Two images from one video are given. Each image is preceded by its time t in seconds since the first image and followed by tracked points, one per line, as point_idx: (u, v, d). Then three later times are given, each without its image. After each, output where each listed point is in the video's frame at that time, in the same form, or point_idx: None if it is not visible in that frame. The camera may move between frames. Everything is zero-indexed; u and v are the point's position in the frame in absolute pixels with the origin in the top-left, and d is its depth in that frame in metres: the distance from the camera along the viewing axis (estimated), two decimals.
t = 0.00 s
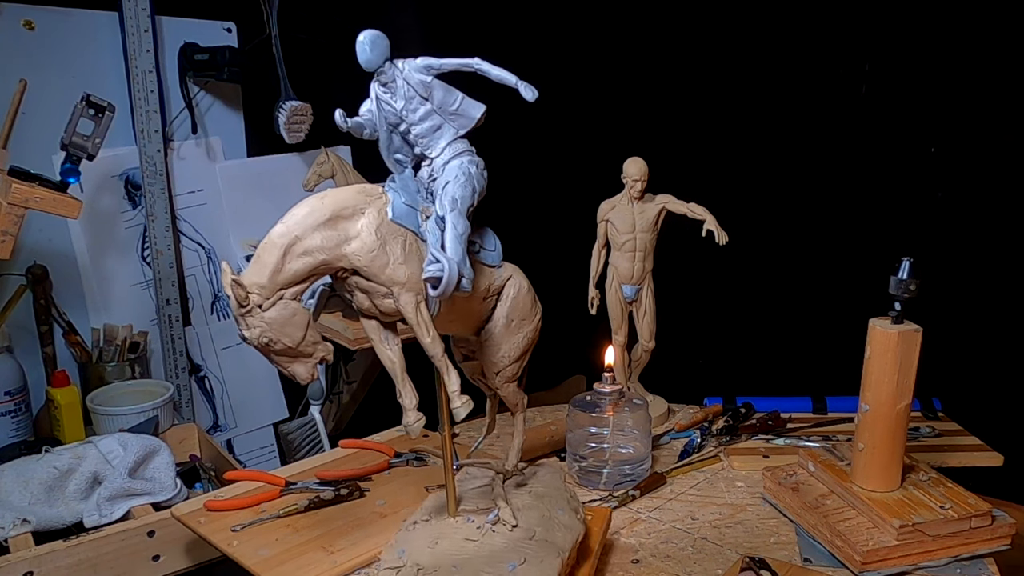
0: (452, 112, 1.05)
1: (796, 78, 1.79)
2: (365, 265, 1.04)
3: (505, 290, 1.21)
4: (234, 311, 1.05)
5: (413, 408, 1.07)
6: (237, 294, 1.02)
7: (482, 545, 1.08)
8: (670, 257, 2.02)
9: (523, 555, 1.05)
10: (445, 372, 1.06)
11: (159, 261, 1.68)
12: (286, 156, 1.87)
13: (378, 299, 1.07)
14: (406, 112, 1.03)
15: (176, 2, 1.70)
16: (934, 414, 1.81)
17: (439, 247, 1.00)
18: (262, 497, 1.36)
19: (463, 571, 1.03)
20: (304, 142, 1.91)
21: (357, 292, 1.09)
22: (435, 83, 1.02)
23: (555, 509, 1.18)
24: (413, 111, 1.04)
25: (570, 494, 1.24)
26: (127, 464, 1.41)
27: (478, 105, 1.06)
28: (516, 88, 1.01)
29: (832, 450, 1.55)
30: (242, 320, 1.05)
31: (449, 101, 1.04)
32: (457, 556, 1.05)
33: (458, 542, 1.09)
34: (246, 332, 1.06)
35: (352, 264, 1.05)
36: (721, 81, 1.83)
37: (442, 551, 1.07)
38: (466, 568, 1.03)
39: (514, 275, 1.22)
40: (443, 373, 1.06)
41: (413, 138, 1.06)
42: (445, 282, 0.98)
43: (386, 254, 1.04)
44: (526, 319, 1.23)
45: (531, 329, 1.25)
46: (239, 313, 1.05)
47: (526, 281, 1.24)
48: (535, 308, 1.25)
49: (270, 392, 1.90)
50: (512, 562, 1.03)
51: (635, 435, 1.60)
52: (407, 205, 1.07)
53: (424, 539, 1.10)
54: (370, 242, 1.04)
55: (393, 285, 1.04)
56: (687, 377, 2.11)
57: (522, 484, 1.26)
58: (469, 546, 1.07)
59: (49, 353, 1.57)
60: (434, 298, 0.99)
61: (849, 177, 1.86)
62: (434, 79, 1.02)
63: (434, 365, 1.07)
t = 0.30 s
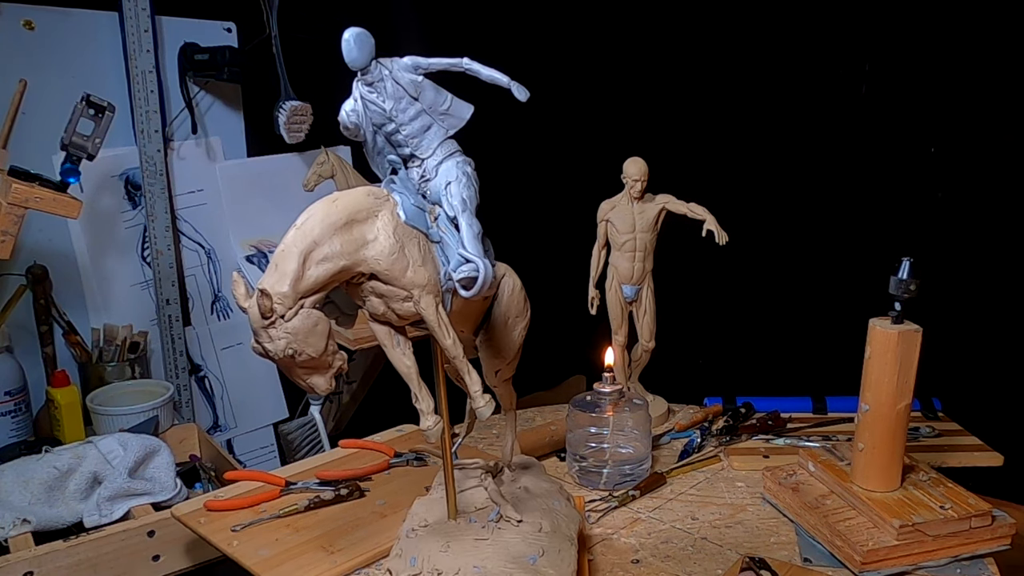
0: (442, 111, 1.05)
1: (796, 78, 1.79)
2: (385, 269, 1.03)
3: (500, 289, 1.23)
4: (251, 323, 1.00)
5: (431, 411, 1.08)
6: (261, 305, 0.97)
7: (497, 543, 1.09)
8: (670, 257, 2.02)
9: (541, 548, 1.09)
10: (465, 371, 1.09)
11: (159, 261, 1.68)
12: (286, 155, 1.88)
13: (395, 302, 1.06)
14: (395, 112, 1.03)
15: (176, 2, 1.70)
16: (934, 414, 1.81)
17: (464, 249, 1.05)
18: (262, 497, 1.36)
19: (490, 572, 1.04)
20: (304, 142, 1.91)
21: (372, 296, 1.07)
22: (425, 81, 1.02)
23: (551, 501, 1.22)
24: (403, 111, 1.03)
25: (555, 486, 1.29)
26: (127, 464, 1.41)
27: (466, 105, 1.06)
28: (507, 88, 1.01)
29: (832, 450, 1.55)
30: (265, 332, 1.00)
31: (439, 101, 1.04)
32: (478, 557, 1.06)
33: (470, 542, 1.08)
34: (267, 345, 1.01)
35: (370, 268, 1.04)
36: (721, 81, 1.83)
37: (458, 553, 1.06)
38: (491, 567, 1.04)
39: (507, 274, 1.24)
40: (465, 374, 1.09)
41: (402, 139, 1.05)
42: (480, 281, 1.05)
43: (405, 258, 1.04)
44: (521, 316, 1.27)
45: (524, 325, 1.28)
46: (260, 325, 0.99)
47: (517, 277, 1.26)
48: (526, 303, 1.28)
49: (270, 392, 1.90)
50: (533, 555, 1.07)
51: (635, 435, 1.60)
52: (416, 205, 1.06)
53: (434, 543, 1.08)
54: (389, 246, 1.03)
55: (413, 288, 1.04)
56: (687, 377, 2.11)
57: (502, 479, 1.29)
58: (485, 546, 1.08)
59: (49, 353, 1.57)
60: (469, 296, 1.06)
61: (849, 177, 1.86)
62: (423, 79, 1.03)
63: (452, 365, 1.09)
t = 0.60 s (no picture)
0: (442, 112, 1.05)
1: (796, 78, 1.79)
2: (386, 269, 1.02)
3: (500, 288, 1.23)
4: (253, 324, 0.99)
5: (431, 412, 1.07)
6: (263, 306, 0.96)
7: (498, 543, 1.09)
8: (670, 257, 2.02)
9: (543, 547, 1.09)
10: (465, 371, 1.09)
11: (159, 261, 1.68)
12: (286, 155, 1.88)
13: (396, 303, 1.05)
14: (395, 112, 1.03)
15: (176, 2, 1.69)
16: (934, 414, 1.81)
17: (465, 249, 1.05)
18: (262, 497, 1.36)
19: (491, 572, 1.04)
20: (303, 142, 1.91)
21: (374, 297, 1.06)
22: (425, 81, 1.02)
23: (551, 501, 1.22)
24: (403, 111, 1.03)
25: (555, 485, 1.29)
26: (127, 464, 1.41)
27: (466, 105, 1.07)
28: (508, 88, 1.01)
29: (832, 450, 1.55)
30: (267, 333, 0.99)
31: (439, 101, 1.05)
32: (479, 556, 1.06)
33: (471, 542, 1.08)
34: (270, 346, 1.00)
35: (371, 269, 1.03)
36: (720, 81, 1.83)
37: (459, 553, 1.06)
38: (492, 567, 1.04)
39: (507, 275, 1.23)
40: (465, 373, 1.08)
41: (402, 139, 1.05)
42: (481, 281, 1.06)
43: (406, 257, 1.03)
44: (520, 316, 1.26)
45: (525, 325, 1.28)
46: (262, 325, 0.98)
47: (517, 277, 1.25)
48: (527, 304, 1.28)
49: (270, 392, 1.90)
50: (535, 555, 1.07)
51: (635, 436, 1.60)
52: (416, 205, 1.06)
53: (434, 542, 1.08)
54: (390, 246, 1.02)
55: (414, 289, 1.03)
56: (687, 377, 2.11)
57: (502, 478, 1.28)
58: (486, 546, 1.08)
59: (49, 353, 1.57)
60: (470, 296, 1.06)
61: (849, 177, 1.86)
62: (423, 79, 1.03)
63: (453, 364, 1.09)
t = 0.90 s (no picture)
0: (437, 111, 1.05)
1: (796, 78, 1.79)
2: (398, 271, 1.02)
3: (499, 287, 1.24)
4: (269, 331, 0.96)
5: (442, 414, 1.07)
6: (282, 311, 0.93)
7: (503, 542, 1.09)
8: (670, 257, 2.02)
9: (549, 542, 1.10)
10: (475, 371, 1.08)
11: (159, 260, 1.69)
12: (286, 156, 1.88)
13: (408, 305, 1.05)
14: (390, 112, 1.03)
15: (176, 2, 1.69)
16: (934, 414, 1.81)
17: (477, 249, 1.03)
18: (262, 497, 1.36)
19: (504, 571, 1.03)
20: (303, 142, 1.91)
21: (384, 299, 1.06)
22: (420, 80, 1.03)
23: (549, 497, 1.22)
24: (398, 111, 1.03)
25: (549, 483, 1.29)
26: (127, 464, 1.41)
27: (460, 105, 1.07)
28: (503, 88, 1.01)
29: (832, 450, 1.55)
30: (284, 339, 0.96)
31: (434, 101, 1.05)
32: (489, 557, 1.05)
33: (477, 543, 1.08)
34: (286, 353, 0.97)
35: (383, 270, 1.03)
36: (720, 81, 1.83)
37: (467, 555, 1.05)
38: (503, 566, 1.04)
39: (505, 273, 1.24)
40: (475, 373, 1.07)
41: (398, 139, 1.05)
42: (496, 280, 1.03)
43: (417, 259, 1.03)
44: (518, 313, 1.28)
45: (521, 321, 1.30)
46: (279, 331, 0.96)
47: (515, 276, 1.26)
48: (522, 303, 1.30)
49: (270, 392, 1.90)
50: (544, 550, 1.07)
51: (635, 436, 1.60)
52: (422, 206, 1.07)
53: (440, 545, 1.07)
54: (402, 247, 1.03)
55: (426, 290, 1.04)
56: (687, 377, 2.11)
57: (496, 475, 1.28)
58: (493, 545, 1.08)
59: (49, 353, 1.57)
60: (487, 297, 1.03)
61: (849, 177, 1.86)
62: (418, 79, 1.03)
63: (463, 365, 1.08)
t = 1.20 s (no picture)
0: (435, 112, 1.07)
1: (796, 78, 1.79)
2: (408, 271, 1.00)
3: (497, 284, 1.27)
4: (283, 335, 0.92)
5: (451, 415, 1.07)
6: (299, 313, 0.90)
7: (508, 541, 1.09)
8: (670, 257, 2.02)
9: (554, 540, 1.10)
10: (481, 371, 1.08)
11: (159, 260, 1.69)
12: (286, 156, 1.88)
13: (416, 305, 1.03)
14: (390, 112, 1.04)
15: (176, 2, 1.69)
16: (934, 414, 1.81)
17: (486, 250, 1.05)
18: (262, 497, 1.36)
19: (512, 570, 1.03)
20: (303, 142, 1.91)
21: (392, 300, 1.04)
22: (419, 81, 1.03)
23: (546, 494, 1.23)
24: (397, 111, 1.04)
25: (543, 480, 1.29)
26: (127, 464, 1.41)
27: (457, 104, 1.08)
28: (501, 89, 1.02)
29: (831, 450, 1.55)
30: (299, 343, 0.93)
31: (432, 101, 1.06)
32: (496, 556, 1.06)
33: (481, 542, 1.08)
34: (301, 356, 0.94)
35: (393, 272, 1.00)
36: (720, 81, 1.83)
37: (474, 556, 1.06)
38: (511, 565, 1.04)
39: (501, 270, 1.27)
40: (482, 373, 1.08)
41: (397, 139, 1.06)
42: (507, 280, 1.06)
43: (427, 259, 1.01)
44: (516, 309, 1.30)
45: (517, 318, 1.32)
46: (293, 334, 0.92)
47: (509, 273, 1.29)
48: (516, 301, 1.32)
49: (270, 393, 1.90)
50: (549, 547, 1.08)
51: (636, 436, 1.60)
52: (427, 206, 1.07)
53: (446, 545, 1.08)
54: (412, 248, 1.00)
55: (435, 291, 1.02)
56: (687, 377, 2.11)
57: (491, 473, 1.28)
58: (499, 544, 1.08)
59: (49, 353, 1.57)
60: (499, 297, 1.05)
61: (849, 177, 1.86)
62: (416, 78, 1.04)
63: (470, 364, 1.08)
